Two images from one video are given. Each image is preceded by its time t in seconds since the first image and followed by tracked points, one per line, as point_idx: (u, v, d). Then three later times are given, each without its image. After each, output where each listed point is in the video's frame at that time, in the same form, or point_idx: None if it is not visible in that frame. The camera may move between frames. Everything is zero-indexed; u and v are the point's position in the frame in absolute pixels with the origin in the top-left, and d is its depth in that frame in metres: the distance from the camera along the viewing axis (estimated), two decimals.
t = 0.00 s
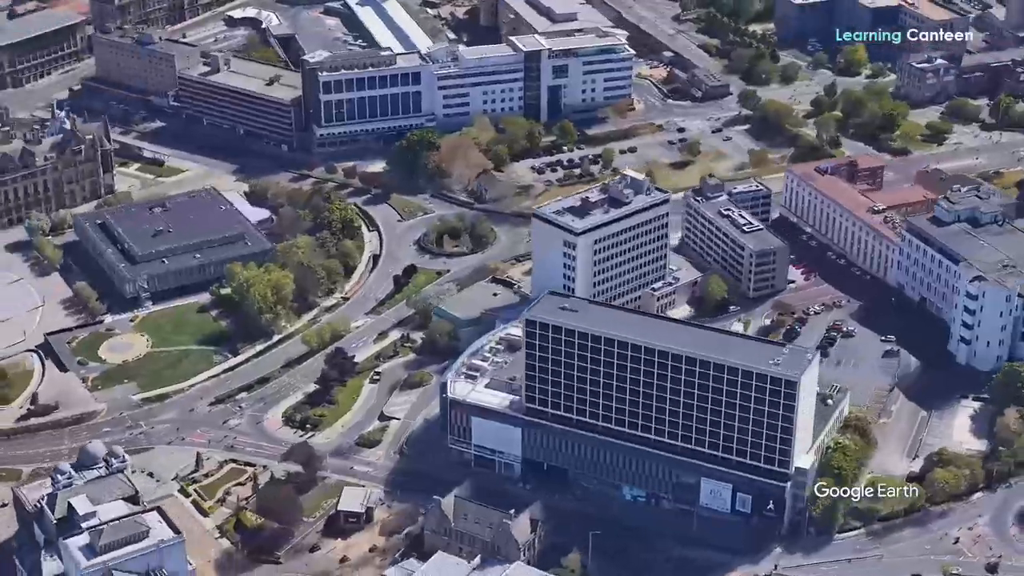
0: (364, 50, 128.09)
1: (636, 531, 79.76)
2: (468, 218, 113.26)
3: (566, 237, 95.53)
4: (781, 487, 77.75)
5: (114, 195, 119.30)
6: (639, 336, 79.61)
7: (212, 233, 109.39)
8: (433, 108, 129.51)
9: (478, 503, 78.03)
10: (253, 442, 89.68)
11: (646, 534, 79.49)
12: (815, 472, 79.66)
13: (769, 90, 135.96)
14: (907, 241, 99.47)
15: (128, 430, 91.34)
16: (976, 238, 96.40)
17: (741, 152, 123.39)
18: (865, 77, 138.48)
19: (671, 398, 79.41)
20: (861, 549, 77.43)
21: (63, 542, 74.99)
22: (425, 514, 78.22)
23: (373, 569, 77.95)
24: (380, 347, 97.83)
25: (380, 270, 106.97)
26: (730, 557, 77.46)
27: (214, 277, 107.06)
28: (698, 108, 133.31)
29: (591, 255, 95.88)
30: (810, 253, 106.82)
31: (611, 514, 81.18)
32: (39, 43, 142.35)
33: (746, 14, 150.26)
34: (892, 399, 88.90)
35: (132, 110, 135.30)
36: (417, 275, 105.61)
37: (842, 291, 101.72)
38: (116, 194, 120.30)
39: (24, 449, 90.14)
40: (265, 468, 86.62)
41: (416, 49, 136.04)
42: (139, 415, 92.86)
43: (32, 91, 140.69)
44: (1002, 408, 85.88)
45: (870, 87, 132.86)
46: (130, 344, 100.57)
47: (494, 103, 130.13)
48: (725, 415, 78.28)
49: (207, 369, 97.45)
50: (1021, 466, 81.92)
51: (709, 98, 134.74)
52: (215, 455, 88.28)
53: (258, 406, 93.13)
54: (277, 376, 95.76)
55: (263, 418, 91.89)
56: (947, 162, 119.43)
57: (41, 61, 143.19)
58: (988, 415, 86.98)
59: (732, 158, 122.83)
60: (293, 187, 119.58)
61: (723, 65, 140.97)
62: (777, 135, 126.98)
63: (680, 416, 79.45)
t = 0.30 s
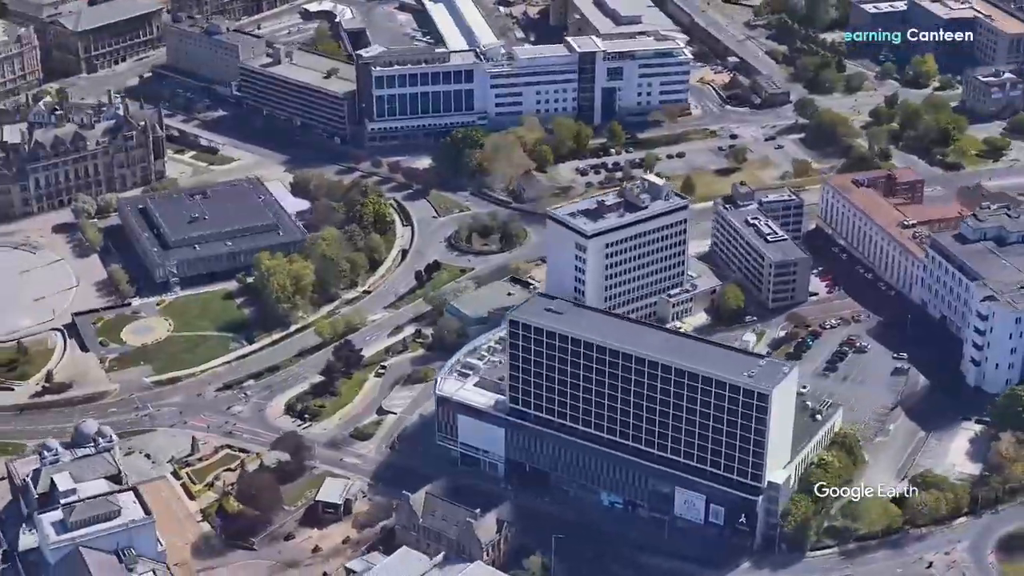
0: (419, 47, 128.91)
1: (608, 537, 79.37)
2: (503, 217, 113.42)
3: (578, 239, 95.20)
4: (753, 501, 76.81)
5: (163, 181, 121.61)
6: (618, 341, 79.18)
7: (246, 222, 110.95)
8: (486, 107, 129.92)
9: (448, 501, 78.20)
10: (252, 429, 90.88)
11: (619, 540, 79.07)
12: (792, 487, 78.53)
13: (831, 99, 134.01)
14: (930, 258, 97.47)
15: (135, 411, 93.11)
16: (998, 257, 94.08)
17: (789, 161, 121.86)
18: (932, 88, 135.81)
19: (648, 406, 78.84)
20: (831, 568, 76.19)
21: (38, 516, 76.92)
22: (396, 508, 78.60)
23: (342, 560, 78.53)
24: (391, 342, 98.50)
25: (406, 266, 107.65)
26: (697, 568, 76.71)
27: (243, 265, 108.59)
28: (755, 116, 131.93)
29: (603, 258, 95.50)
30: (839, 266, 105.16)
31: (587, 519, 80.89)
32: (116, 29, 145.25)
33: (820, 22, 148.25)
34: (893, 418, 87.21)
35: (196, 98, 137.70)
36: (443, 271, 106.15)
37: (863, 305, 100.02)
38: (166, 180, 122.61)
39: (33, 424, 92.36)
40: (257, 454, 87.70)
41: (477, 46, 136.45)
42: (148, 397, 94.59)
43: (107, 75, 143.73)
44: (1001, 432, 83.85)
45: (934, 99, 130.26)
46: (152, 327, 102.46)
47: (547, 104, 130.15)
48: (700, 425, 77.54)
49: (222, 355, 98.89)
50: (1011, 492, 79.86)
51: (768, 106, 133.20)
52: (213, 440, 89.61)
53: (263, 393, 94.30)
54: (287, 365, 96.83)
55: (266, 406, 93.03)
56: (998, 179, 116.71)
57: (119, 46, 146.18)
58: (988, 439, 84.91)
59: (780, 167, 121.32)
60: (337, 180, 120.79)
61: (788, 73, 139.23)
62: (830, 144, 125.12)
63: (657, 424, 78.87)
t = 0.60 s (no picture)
0: (471, 45, 129.44)
1: (580, 542, 79.08)
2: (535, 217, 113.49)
3: (588, 242, 94.97)
4: (721, 512, 76.03)
5: (210, 170, 123.62)
6: (596, 345, 78.85)
7: (280, 213, 112.40)
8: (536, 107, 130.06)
9: (420, 497, 78.63)
10: (253, 416, 92.14)
11: (589, 545, 78.79)
12: (765, 501, 77.61)
13: (889, 111, 131.92)
14: (948, 275, 95.63)
15: (144, 394, 94.89)
16: (1015, 278, 91.99)
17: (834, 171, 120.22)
18: (996, 103, 133.05)
19: (623, 411, 78.41)
20: None
21: (20, 491, 78.95)
22: (370, 502, 79.21)
23: (314, 549, 79.28)
24: (403, 337, 99.12)
25: (431, 262, 108.27)
26: None
27: (272, 256, 110.04)
28: (809, 125, 130.34)
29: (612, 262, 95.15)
30: (864, 280, 103.61)
31: (562, 521, 80.74)
32: (188, 20, 147.62)
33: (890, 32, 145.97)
34: (888, 436, 85.71)
35: (257, 90, 139.66)
36: (466, 269, 106.57)
37: (881, 320, 98.40)
38: (214, 169, 124.62)
39: (45, 402, 94.58)
40: (251, 442, 88.89)
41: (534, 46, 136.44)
42: (159, 381, 96.35)
43: (176, 65, 146.19)
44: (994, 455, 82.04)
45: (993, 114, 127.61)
46: (175, 313, 104.25)
47: (597, 106, 129.90)
48: (672, 433, 76.97)
49: (237, 343, 100.34)
50: (994, 517, 78.09)
51: (823, 116, 131.52)
52: (213, 425, 91.01)
53: (270, 382, 95.54)
54: (298, 355, 97.96)
55: (270, 395, 94.24)
56: None
57: (189, 37, 148.58)
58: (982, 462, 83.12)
59: (825, 177, 119.73)
60: (379, 175, 121.81)
61: (850, 82, 137.30)
62: (879, 156, 123.16)
63: (632, 430, 78.42)
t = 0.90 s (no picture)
0: (520, 46, 129.77)
1: (553, 544, 78.97)
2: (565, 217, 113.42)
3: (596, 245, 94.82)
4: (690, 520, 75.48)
5: (256, 162, 125.37)
6: (575, 347, 78.77)
7: (313, 206, 113.71)
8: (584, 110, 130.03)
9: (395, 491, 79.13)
10: (257, 405, 93.39)
11: (561, 547, 78.70)
12: (738, 512, 76.87)
13: (945, 123, 129.73)
14: (964, 292, 93.87)
15: (156, 379, 96.61)
16: None
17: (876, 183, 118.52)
18: None
19: (599, 414, 78.21)
20: None
21: (10, 467, 80.99)
22: (348, 494, 79.90)
23: (291, 537, 80.14)
24: (415, 333, 99.74)
25: (455, 260, 108.77)
26: None
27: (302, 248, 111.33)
28: (860, 136, 128.63)
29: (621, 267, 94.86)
30: (887, 294, 102.05)
31: (539, 522, 80.71)
32: (255, 14, 149.67)
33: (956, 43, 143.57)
34: (881, 453, 84.41)
35: (315, 84, 141.30)
36: (489, 268, 106.94)
37: (896, 335, 96.83)
38: (260, 161, 126.36)
39: (61, 382, 96.70)
40: (249, 430, 90.07)
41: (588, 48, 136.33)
42: (173, 366, 98.02)
43: (241, 57, 148.32)
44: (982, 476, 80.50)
45: None
46: (200, 300, 105.86)
47: (645, 110, 129.48)
48: (645, 438, 76.61)
49: (254, 332, 101.70)
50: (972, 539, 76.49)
51: (876, 126, 129.71)
52: (216, 412, 92.42)
53: (279, 372, 96.73)
54: (310, 346, 99.05)
55: (277, 384, 95.42)
56: None
57: (256, 31, 150.63)
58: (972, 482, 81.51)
59: (866, 188, 118.06)
60: (420, 171, 122.60)
61: (908, 93, 135.23)
62: (926, 169, 121.14)
63: (607, 434, 78.17)
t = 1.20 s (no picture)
0: (567, 48, 129.78)
1: (526, 544, 79.02)
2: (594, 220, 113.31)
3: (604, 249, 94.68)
4: (658, 527, 75.17)
5: (299, 156, 126.80)
6: (555, 349, 78.83)
7: (344, 201, 114.84)
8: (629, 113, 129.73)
9: (373, 485, 79.74)
10: (262, 394, 94.61)
11: (534, 547, 78.77)
12: (708, 521, 76.33)
13: (996, 137, 127.43)
14: (976, 309, 92.21)
15: (169, 364, 98.25)
16: None
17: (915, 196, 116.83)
18: None
19: (575, 417, 78.18)
20: None
21: (4, 444, 83.01)
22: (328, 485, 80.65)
23: (271, 525, 81.13)
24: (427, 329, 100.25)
25: (479, 259, 109.23)
26: None
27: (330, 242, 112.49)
28: (908, 148, 126.86)
29: (629, 271, 94.61)
30: (906, 308, 100.54)
31: (515, 522, 80.89)
32: (318, 10, 151.16)
33: (1019, 57, 140.94)
34: (870, 468, 83.23)
35: (370, 81, 142.51)
36: (510, 267, 107.19)
37: (908, 350, 95.36)
38: (305, 155, 127.77)
39: (78, 365, 98.74)
40: (249, 419, 91.25)
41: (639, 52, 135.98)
42: (188, 353, 99.62)
43: (302, 53, 149.98)
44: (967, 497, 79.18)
45: None
46: (225, 289, 107.46)
47: (690, 115, 128.89)
48: (618, 443, 76.44)
49: (271, 322, 103.01)
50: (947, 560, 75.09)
51: (925, 139, 127.83)
52: (220, 400, 93.79)
53: (289, 362, 97.90)
54: (323, 338, 100.09)
55: (284, 374, 96.57)
56: None
57: (319, 26, 152.09)
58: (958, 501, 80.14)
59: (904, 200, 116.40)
60: (458, 170, 123.23)
61: (963, 106, 133.03)
62: (969, 183, 119.16)
63: (583, 437, 78.13)
